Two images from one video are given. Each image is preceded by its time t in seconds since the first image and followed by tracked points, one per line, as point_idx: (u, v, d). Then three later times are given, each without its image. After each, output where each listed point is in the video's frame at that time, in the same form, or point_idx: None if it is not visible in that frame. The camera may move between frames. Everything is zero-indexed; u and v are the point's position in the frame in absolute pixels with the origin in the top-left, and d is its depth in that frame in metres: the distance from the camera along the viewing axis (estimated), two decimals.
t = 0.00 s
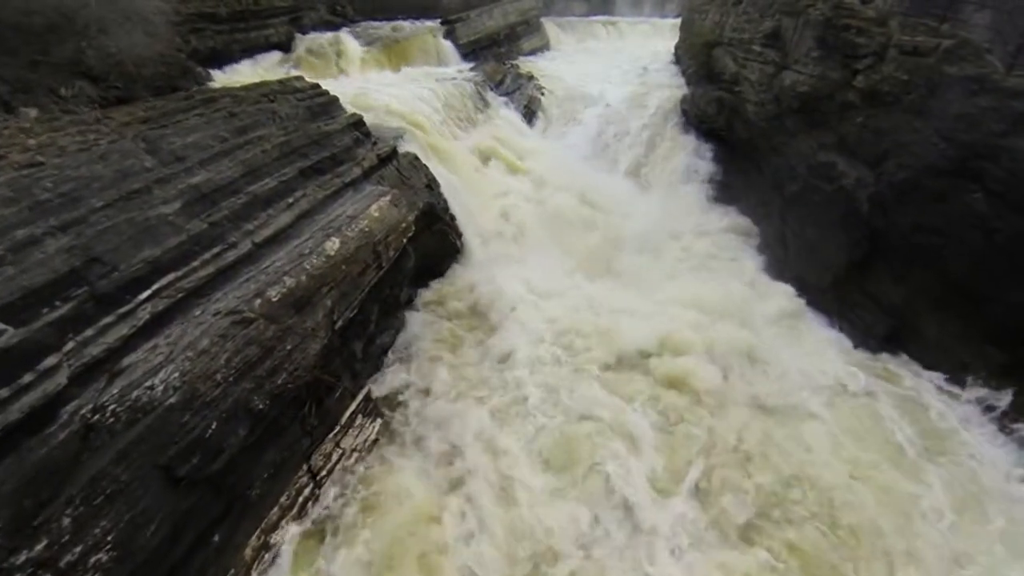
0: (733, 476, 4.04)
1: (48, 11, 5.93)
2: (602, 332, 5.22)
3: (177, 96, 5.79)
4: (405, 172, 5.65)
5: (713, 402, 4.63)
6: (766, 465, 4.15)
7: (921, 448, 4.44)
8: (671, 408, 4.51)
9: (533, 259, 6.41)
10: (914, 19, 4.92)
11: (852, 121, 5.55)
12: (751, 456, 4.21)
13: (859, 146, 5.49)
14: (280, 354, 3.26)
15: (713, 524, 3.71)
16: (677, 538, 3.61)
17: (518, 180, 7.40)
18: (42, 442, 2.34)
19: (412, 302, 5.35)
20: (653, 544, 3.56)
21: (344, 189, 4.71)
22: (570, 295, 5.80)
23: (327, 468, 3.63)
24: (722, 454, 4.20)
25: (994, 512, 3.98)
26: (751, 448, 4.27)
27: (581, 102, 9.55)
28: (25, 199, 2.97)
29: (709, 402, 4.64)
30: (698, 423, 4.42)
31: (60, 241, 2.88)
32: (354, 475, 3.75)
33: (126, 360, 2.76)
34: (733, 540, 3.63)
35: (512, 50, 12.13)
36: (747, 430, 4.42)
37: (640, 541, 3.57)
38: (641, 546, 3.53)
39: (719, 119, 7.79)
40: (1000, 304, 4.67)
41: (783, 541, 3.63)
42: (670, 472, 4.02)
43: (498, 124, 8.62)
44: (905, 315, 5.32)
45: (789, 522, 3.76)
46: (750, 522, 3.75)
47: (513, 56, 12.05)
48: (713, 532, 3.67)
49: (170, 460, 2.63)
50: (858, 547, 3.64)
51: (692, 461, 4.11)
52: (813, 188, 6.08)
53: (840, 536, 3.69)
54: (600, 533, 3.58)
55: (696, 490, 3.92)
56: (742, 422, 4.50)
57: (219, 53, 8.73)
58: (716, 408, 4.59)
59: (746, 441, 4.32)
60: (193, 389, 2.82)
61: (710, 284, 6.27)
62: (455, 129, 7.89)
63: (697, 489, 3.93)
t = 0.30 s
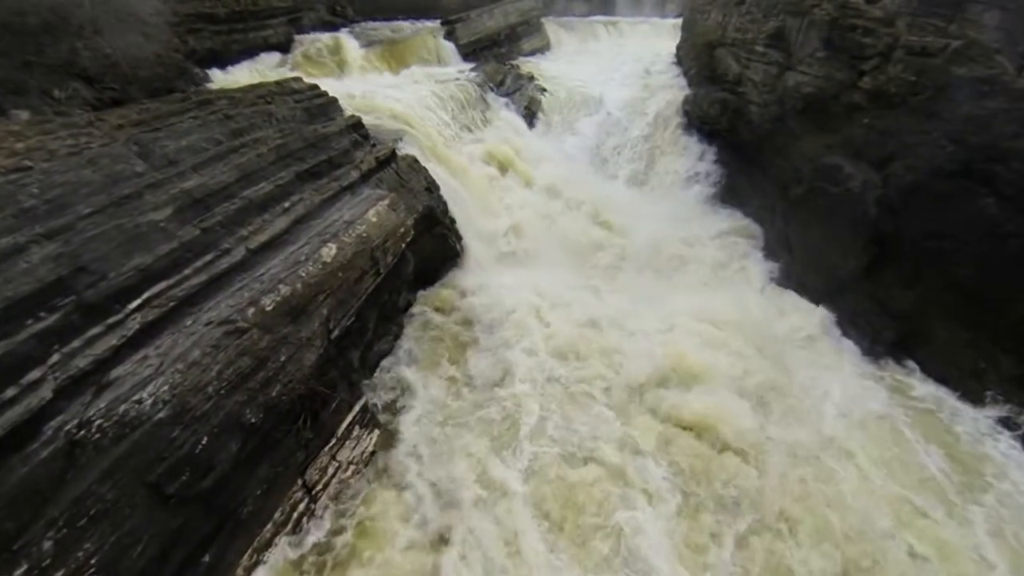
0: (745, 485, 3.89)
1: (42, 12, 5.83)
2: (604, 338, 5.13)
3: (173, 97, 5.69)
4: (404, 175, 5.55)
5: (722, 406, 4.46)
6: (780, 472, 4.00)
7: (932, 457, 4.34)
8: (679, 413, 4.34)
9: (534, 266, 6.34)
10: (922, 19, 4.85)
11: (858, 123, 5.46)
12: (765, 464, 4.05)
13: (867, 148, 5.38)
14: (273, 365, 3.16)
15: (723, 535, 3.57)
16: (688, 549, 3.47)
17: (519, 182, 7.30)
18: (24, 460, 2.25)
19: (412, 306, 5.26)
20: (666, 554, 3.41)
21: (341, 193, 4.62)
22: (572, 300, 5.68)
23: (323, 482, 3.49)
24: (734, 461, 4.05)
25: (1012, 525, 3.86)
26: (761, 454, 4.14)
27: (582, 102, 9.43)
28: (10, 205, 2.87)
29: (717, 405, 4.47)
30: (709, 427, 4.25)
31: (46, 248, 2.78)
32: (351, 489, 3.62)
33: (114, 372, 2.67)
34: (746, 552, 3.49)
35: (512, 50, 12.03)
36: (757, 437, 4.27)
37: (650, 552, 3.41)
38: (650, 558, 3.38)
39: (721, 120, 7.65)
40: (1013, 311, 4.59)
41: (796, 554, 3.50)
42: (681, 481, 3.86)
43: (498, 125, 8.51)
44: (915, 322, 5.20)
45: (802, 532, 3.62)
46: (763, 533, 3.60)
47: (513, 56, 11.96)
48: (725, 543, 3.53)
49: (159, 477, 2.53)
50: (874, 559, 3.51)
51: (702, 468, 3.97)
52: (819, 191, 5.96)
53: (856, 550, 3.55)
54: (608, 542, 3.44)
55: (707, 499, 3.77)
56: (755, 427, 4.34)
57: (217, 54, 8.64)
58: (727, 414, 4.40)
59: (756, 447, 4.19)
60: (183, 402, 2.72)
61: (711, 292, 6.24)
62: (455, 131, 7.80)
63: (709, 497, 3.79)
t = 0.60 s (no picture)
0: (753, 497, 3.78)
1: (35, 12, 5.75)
2: (604, 346, 5.04)
3: (170, 99, 5.60)
4: (403, 178, 5.45)
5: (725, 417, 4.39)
6: (785, 485, 3.91)
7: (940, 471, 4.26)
8: (680, 426, 4.31)
9: (533, 270, 6.20)
10: (930, 18, 4.81)
11: (865, 125, 5.36)
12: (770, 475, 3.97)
13: (874, 151, 5.28)
14: (266, 378, 3.05)
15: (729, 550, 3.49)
16: (691, 565, 3.40)
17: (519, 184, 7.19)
18: (3, 480, 2.15)
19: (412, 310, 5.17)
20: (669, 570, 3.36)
21: (339, 197, 4.51)
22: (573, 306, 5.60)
23: (318, 497, 3.38)
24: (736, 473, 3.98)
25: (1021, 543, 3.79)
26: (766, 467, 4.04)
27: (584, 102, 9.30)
28: None
29: (719, 415, 4.41)
30: (711, 438, 4.21)
31: (30, 257, 2.69)
32: (347, 504, 3.54)
33: (101, 386, 2.57)
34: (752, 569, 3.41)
35: (513, 50, 11.93)
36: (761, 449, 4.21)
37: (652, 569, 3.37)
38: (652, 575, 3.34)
39: (724, 121, 7.46)
40: None
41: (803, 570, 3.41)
42: (685, 494, 3.79)
43: (499, 126, 8.41)
44: (924, 330, 5.09)
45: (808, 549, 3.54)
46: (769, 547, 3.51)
47: (514, 56, 11.85)
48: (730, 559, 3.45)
49: (145, 497, 2.43)
50: None
51: (706, 482, 3.89)
52: (825, 195, 5.84)
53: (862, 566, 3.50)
54: (609, 557, 3.40)
55: (712, 512, 3.69)
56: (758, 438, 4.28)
57: (215, 55, 8.56)
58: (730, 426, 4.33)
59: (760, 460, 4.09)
60: (171, 417, 2.61)
61: (714, 299, 6.14)
62: (455, 131, 7.69)
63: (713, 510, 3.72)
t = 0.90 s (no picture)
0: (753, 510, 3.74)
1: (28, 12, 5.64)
2: (604, 353, 4.95)
3: (163, 100, 5.49)
4: (402, 181, 5.34)
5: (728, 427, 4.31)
6: (789, 497, 3.84)
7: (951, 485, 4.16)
8: (681, 435, 4.23)
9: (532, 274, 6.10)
10: (937, 19, 4.70)
11: (871, 128, 5.26)
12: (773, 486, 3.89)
13: (880, 154, 5.19)
14: (257, 392, 2.94)
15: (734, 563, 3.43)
16: None
17: (519, 185, 7.06)
18: None
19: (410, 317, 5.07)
20: None
21: (335, 202, 4.41)
22: (573, 312, 5.48)
23: (311, 514, 3.24)
24: (738, 484, 3.90)
25: None
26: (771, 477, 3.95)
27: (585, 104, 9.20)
28: None
29: (721, 425, 4.33)
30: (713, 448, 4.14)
31: (10, 267, 2.58)
32: (341, 521, 3.40)
33: (84, 401, 2.46)
34: None
35: (514, 51, 11.83)
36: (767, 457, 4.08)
37: None
38: None
39: (726, 124, 7.39)
40: None
41: None
42: (686, 507, 3.71)
43: (499, 128, 8.31)
44: (935, 338, 4.96)
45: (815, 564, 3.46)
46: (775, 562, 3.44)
47: (515, 57, 11.77)
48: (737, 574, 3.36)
49: (128, 519, 2.32)
50: None
51: (708, 494, 3.82)
52: (831, 198, 5.74)
53: None
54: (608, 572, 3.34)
55: (714, 526, 3.62)
56: (763, 446, 4.17)
57: (213, 56, 8.47)
58: (733, 435, 4.24)
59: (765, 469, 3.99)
60: (158, 434, 2.50)
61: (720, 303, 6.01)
62: (454, 133, 7.58)
63: (714, 521, 3.67)
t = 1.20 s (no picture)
0: (759, 522, 3.62)
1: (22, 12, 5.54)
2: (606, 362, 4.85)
3: (159, 102, 5.40)
4: (401, 184, 5.23)
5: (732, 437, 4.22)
6: (798, 509, 3.74)
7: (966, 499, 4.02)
8: (683, 443, 4.13)
9: (533, 278, 5.98)
10: (947, 20, 4.62)
11: (880, 130, 5.14)
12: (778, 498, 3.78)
13: (889, 158, 5.08)
14: (249, 406, 2.84)
15: None
16: None
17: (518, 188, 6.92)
18: None
19: (408, 322, 4.96)
20: None
21: (332, 207, 4.30)
22: (570, 320, 5.35)
23: (304, 533, 3.13)
24: (742, 496, 3.80)
25: None
26: (778, 489, 3.85)
27: (587, 105, 9.08)
28: None
29: (727, 435, 4.22)
30: (718, 459, 4.03)
31: None
32: (335, 539, 3.27)
33: (68, 416, 2.36)
34: None
35: (515, 51, 11.72)
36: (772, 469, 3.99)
37: None
38: None
39: (730, 126, 7.19)
40: None
41: None
42: (692, 521, 3.60)
43: (500, 129, 8.19)
44: (948, 349, 4.88)
45: None
46: None
47: (516, 57, 11.65)
48: None
49: (111, 541, 2.22)
50: None
51: (715, 508, 3.70)
52: (838, 203, 5.61)
53: None
54: None
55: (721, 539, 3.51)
56: (767, 457, 4.08)
57: (213, 56, 8.37)
58: (740, 445, 4.14)
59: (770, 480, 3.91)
60: (144, 451, 2.40)
61: (725, 309, 5.88)
62: (455, 134, 7.45)
63: (721, 535, 3.56)
